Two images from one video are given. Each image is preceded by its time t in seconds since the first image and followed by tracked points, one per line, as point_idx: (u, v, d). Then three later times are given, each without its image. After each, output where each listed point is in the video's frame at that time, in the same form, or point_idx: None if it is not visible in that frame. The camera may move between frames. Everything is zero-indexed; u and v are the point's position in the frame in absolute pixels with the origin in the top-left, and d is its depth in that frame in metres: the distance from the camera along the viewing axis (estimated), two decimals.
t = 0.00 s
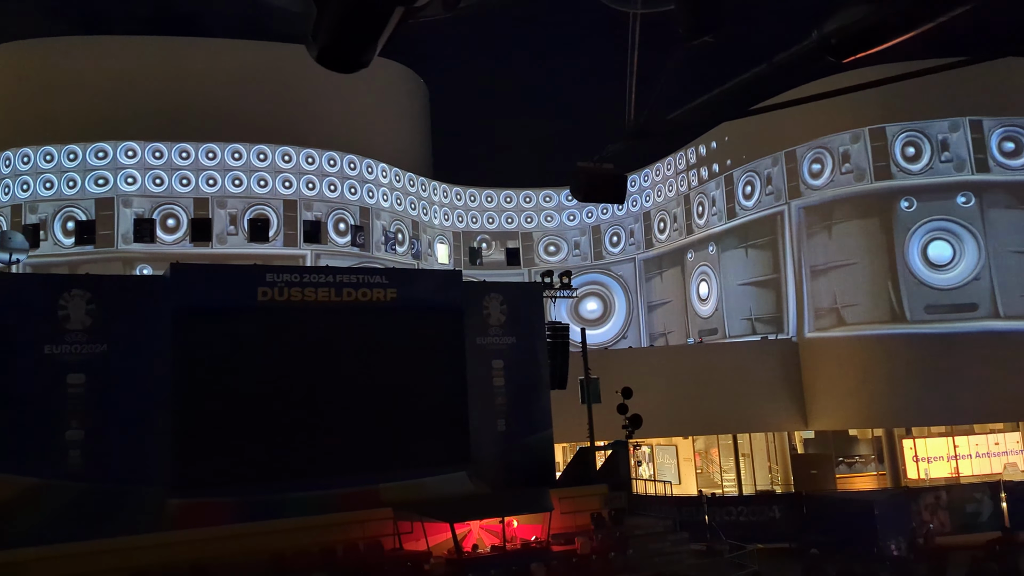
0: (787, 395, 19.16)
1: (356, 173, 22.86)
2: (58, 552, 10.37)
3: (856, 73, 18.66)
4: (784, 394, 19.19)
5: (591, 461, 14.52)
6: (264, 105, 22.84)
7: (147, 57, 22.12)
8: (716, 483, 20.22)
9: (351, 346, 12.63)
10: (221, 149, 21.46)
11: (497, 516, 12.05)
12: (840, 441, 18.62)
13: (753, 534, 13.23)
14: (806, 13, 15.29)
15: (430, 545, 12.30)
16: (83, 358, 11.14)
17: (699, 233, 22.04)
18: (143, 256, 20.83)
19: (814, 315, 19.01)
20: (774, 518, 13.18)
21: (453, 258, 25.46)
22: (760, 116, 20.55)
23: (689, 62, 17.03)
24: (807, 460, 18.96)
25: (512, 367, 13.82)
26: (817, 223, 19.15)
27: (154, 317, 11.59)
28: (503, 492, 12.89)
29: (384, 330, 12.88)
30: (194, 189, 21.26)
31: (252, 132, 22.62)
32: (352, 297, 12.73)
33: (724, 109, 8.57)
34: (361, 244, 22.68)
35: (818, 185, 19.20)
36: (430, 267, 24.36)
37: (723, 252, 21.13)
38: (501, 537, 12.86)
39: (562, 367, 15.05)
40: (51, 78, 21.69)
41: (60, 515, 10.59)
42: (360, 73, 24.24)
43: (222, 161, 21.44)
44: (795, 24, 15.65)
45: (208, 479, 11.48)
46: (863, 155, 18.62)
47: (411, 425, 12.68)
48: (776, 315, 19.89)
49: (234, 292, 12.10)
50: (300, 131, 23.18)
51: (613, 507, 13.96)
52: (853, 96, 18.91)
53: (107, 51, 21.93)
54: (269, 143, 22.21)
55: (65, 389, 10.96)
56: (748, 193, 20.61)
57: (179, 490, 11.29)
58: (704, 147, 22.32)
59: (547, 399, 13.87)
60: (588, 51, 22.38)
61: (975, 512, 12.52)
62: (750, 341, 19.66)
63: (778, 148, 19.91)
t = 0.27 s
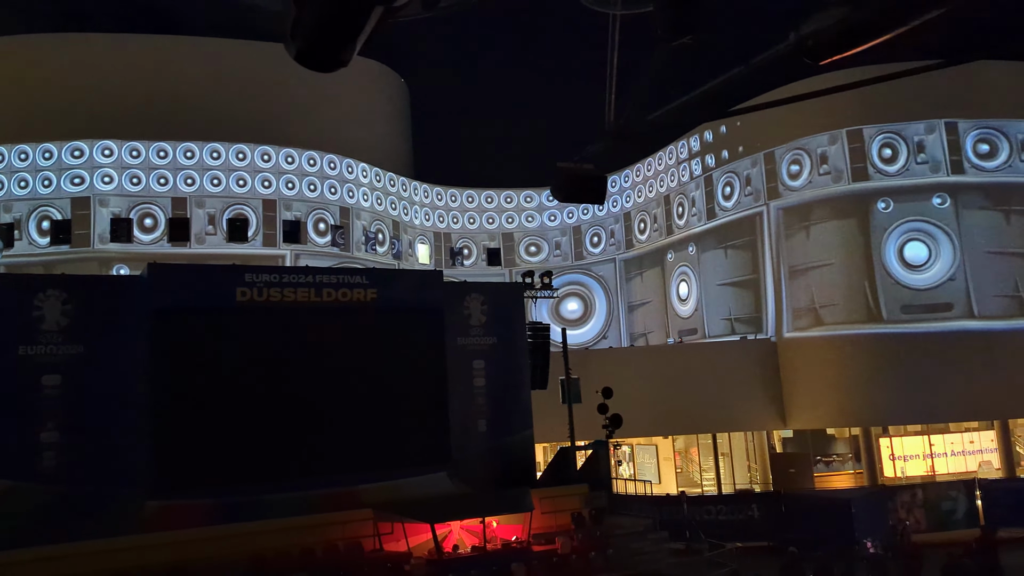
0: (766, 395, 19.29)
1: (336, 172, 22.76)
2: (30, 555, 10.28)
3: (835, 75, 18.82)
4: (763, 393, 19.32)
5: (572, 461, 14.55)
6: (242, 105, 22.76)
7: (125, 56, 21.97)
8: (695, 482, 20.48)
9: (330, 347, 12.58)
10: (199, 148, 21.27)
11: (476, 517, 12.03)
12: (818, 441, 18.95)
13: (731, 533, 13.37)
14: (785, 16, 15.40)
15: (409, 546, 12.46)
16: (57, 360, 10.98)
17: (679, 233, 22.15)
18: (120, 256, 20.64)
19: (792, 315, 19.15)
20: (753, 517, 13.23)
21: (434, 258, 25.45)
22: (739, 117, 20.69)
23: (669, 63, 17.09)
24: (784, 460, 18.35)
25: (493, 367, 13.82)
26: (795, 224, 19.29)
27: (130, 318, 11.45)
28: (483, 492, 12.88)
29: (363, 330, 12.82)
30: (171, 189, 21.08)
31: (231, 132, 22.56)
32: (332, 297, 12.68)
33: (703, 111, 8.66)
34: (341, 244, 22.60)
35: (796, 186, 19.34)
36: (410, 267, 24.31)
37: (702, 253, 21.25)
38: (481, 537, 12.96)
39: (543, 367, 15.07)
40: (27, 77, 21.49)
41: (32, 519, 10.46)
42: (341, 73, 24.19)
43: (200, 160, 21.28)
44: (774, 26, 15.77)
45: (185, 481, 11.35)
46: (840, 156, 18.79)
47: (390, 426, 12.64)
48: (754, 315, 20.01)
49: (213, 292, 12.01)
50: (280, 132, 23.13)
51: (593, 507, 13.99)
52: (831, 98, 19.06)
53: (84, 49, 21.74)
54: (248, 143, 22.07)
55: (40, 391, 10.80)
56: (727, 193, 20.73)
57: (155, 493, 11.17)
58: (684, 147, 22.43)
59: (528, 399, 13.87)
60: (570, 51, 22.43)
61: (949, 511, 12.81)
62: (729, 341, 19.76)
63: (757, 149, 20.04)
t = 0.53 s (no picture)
0: (748, 395, 19.37)
1: (319, 172, 22.67)
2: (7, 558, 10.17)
3: (817, 77, 18.96)
4: (745, 393, 19.39)
5: (555, 461, 14.58)
6: (224, 104, 22.67)
7: (105, 55, 21.81)
8: (678, 481, 20.59)
9: (312, 348, 12.52)
10: (180, 148, 21.11)
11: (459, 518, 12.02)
12: (798, 441, 19.22)
13: (712, 532, 13.25)
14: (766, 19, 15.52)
15: (392, 548, 12.33)
16: (35, 361, 10.84)
17: (662, 234, 22.24)
18: (99, 256, 20.40)
19: (774, 315, 19.27)
20: (735, 516, 13.14)
21: (417, 258, 25.42)
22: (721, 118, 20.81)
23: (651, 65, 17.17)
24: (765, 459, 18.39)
25: (476, 368, 13.81)
26: (777, 225, 19.42)
27: (109, 319, 11.32)
28: (466, 493, 12.87)
29: (346, 331, 12.78)
30: (152, 188, 20.91)
31: (213, 132, 22.45)
32: (315, 298, 12.62)
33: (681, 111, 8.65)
34: (324, 244, 22.52)
35: (778, 187, 19.46)
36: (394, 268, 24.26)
37: (685, 253, 21.36)
38: (464, 538, 12.88)
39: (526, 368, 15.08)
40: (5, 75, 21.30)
41: (9, 523, 10.34)
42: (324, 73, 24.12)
43: (181, 159, 21.12)
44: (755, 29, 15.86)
45: (165, 484, 11.23)
46: (821, 158, 18.92)
47: (372, 427, 12.60)
48: (736, 315, 20.14)
49: (195, 292, 11.91)
50: (261, 132, 23.06)
51: (576, 507, 14.04)
52: (813, 99, 19.20)
53: (63, 48, 21.58)
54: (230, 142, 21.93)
55: (17, 392, 10.67)
56: (710, 194, 20.83)
57: (135, 495, 11.08)
58: (667, 148, 22.53)
59: (512, 400, 13.86)
60: (554, 52, 22.45)
61: (929, 508, 12.81)
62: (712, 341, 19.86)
63: (739, 150, 20.16)
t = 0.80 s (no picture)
0: (734, 394, 19.44)
1: (304, 172, 22.60)
2: None
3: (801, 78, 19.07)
4: (730, 392, 19.47)
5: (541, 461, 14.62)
6: (208, 104, 22.56)
7: (88, 53, 21.65)
8: (663, 481, 20.60)
9: (298, 348, 12.49)
10: (164, 147, 20.98)
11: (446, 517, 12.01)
12: (783, 440, 19.26)
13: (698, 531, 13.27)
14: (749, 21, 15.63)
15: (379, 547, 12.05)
16: (17, 359, 10.70)
17: (647, 234, 22.32)
18: (82, 255, 20.28)
19: (758, 315, 19.35)
20: (720, 516, 13.18)
21: (403, 258, 25.38)
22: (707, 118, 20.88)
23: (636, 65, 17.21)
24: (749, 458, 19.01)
25: (463, 368, 13.80)
26: (761, 225, 19.51)
27: (90, 320, 11.21)
28: (452, 493, 12.86)
29: (331, 331, 12.75)
30: (135, 188, 20.76)
31: (197, 131, 22.32)
32: (300, 297, 12.58)
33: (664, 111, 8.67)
34: (309, 244, 22.43)
35: (762, 188, 19.54)
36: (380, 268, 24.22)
37: (670, 253, 21.45)
38: (451, 537, 12.81)
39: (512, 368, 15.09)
40: None
41: None
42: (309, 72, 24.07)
43: (165, 158, 20.99)
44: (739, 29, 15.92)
45: (148, 485, 11.14)
46: (805, 158, 19.00)
47: (358, 428, 12.56)
48: (721, 315, 20.24)
49: (178, 292, 11.90)
50: (246, 131, 22.98)
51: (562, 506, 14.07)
52: (797, 100, 19.31)
53: (45, 47, 21.43)
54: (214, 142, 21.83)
55: None
56: (695, 195, 20.91)
57: (119, 496, 10.95)
58: (653, 149, 22.61)
59: (498, 400, 13.84)
60: (541, 52, 22.46)
61: (911, 506, 12.91)
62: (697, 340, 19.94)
63: (724, 151, 20.26)
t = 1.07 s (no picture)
0: (720, 394, 19.52)
1: (291, 171, 22.51)
2: None
3: (787, 78, 19.16)
4: (716, 392, 19.54)
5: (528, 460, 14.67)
6: (194, 102, 22.44)
7: (72, 51, 21.47)
8: (649, 480, 20.63)
9: (283, 348, 12.43)
10: (149, 145, 20.84)
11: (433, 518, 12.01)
12: (769, 438, 19.35)
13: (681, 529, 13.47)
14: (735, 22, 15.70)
15: (365, 548, 12.06)
16: None
17: (634, 234, 22.38)
18: (65, 255, 20.14)
19: (744, 315, 19.42)
20: (705, 514, 13.32)
21: (390, 258, 25.34)
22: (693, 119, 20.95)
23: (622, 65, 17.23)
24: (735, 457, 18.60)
25: (450, 368, 13.79)
26: (747, 225, 19.60)
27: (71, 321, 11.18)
28: (439, 493, 12.86)
29: (318, 331, 12.73)
30: (120, 187, 20.61)
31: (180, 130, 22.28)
32: (286, 297, 12.54)
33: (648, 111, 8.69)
34: (295, 244, 22.33)
35: (748, 188, 19.61)
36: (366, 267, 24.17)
37: (657, 253, 21.54)
38: (438, 537, 12.69)
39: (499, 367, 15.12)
40: None
41: None
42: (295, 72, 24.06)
43: (150, 157, 20.85)
44: (725, 30, 15.97)
45: (133, 485, 11.04)
46: (790, 159, 19.10)
47: (343, 428, 12.52)
48: (707, 315, 20.34)
49: (163, 292, 11.77)
50: (232, 131, 22.90)
51: (549, 506, 14.09)
52: (783, 101, 19.41)
53: (28, 44, 21.24)
54: (200, 140, 21.71)
55: None
56: (681, 195, 21.00)
57: (103, 497, 10.87)
58: (639, 149, 22.67)
59: (485, 400, 13.84)
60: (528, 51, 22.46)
61: (894, 503, 12.93)
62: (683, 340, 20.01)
63: (710, 152, 20.33)
